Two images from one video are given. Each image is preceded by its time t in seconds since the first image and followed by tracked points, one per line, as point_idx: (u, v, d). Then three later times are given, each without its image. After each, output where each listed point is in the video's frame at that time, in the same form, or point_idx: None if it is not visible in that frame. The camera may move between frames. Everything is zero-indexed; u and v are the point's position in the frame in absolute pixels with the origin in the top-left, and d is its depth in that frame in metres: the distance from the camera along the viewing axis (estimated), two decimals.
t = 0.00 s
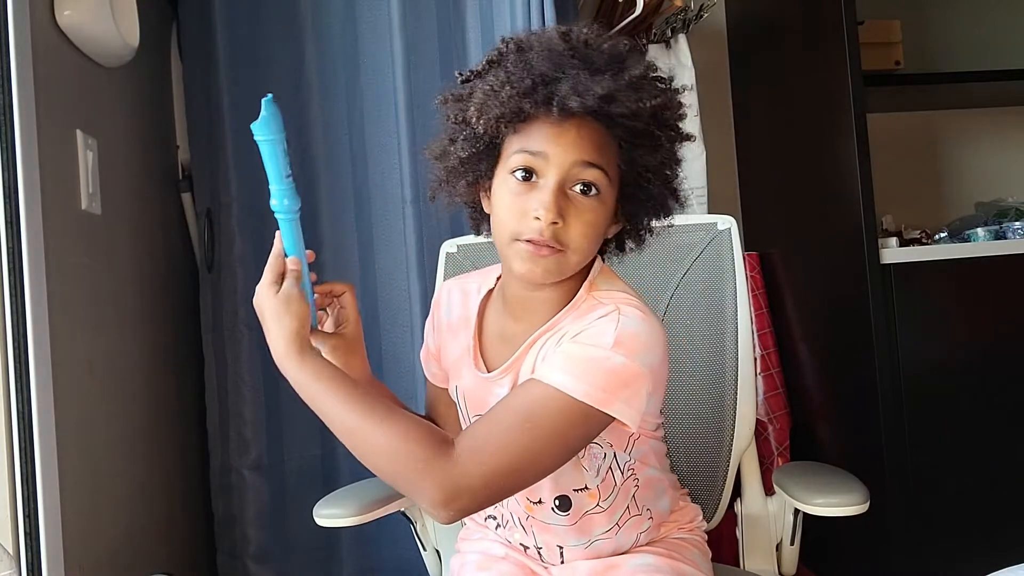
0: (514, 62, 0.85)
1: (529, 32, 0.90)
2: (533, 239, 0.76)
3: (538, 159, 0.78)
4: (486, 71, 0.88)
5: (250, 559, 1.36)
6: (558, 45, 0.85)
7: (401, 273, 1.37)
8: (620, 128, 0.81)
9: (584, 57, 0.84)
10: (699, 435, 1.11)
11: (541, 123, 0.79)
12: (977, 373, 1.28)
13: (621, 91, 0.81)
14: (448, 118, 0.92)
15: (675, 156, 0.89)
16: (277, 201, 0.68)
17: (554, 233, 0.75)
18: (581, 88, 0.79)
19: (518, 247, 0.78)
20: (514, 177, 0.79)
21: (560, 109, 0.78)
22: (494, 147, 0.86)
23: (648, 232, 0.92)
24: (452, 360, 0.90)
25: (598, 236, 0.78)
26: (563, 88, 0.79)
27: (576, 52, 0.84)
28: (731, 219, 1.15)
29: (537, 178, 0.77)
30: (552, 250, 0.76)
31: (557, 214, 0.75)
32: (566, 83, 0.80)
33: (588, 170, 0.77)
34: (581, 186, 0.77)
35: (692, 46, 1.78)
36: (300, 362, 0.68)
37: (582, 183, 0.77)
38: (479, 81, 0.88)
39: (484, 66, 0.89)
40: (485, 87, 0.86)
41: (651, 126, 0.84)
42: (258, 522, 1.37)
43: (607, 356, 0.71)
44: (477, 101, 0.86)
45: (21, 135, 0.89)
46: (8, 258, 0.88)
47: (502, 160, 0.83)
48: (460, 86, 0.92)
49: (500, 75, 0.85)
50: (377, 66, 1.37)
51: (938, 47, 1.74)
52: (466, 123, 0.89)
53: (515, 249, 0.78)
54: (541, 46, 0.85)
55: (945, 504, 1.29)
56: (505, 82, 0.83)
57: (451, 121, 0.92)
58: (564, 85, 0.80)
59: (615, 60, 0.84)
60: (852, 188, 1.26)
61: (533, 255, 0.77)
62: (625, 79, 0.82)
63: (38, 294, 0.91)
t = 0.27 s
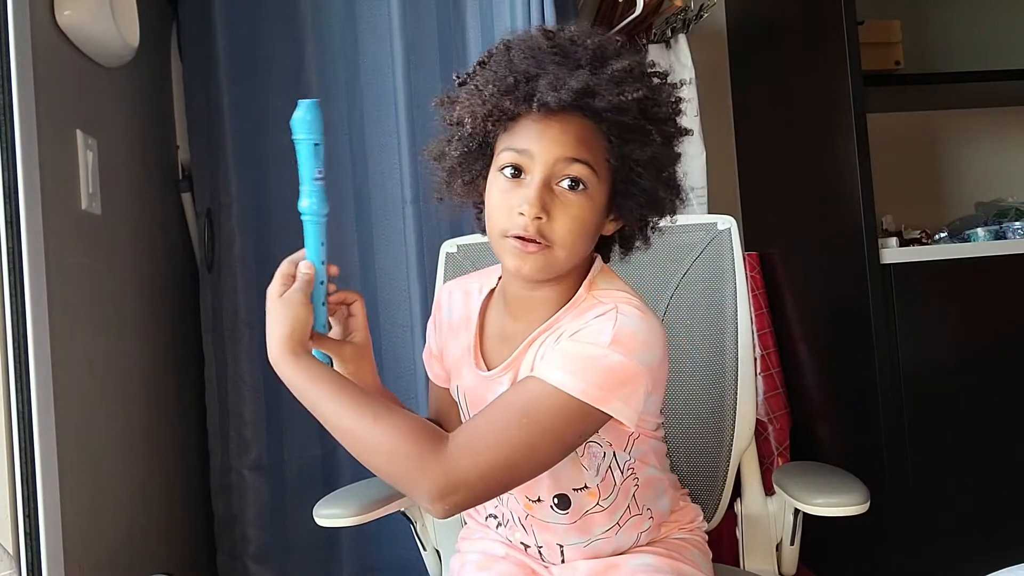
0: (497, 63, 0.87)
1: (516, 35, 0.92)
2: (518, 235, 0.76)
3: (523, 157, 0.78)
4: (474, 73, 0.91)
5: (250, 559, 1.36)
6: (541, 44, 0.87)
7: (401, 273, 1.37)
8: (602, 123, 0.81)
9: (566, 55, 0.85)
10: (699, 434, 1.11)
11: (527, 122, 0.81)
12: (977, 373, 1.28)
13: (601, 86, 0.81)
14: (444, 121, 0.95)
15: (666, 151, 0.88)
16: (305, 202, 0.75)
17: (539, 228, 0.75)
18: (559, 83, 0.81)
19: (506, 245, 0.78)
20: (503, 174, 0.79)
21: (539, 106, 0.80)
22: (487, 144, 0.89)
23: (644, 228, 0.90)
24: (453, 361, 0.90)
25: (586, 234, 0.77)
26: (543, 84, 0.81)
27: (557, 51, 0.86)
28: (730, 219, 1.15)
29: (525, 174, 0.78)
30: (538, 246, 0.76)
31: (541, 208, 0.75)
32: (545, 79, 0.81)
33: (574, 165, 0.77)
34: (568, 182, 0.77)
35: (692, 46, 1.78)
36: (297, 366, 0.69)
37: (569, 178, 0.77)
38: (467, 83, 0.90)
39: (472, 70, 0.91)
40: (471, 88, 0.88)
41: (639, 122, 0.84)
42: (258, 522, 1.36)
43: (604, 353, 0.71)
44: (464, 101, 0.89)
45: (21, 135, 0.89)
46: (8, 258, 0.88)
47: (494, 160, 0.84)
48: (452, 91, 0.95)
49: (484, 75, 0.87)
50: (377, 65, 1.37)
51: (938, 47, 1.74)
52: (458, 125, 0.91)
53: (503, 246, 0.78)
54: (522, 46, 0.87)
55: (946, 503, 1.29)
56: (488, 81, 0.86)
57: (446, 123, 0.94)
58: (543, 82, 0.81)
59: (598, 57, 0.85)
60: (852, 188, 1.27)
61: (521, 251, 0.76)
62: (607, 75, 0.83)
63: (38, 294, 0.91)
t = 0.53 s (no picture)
0: (491, 63, 0.88)
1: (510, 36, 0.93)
2: (515, 233, 0.76)
3: (518, 156, 0.78)
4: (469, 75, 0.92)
5: (250, 559, 1.36)
6: (533, 43, 0.87)
7: (401, 273, 1.37)
8: (596, 119, 0.81)
9: (559, 53, 0.86)
10: (699, 434, 1.11)
11: (522, 120, 0.81)
12: (977, 373, 1.28)
13: (593, 82, 0.82)
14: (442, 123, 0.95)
15: (662, 146, 0.88)
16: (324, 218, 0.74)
17: (536, 226, 0.75)
18: (551, 79, 0.81)
19: (504, 244, 0.78)
20: (499, 174, 0.80)
21: (532, 104, 0.80)
22: (484, 144, 0.89)
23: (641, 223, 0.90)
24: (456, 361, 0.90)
25: (584, 230, 0.77)
26: (534, 82, 0.81)
27: (549, 49, 0.86)
28: (730, 219, 1.15)
29: (520, 174, 0.78)
30: (536, 243, 0.76)
31: (536, 206, 0.75)
32: (537, 77, 0.82)
33: (569, 164, 0.77)
34: (563, 180, 0.77)
35: (692, 46, 1.78)
36: (310, 367, 0.69)
37: (564, 176, 0.77)
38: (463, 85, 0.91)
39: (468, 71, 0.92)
40: (466, 89, 0.89)
41: (634, 117, 0.84)
42: (258, 522, 1.36)
43: (612, 352, 0.71)
44: (460, 102, 0.89)
45: (21, 135, 0.89)
46: (9, 258, 0.88)
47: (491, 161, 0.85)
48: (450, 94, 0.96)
49: (478, 76, 0.88)
50: (377, 64, 1.37)
51: (938, 47, 1.74)
52: (455, 126, 0.92)
53: (501, 244, 0.78)
54: (515, 45, 0.88)
55: (946, 503, 1.29)
56: (482, 82, 0.87)
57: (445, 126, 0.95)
58: (536, 80, 0.82)
59: (592, 54, 0.85)
60: (852, 188, 1.27)
61: (518, 249, 0.76)
62: (600, 70, 0.83)
63: (38, 293, 0.91)
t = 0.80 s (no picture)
0: (489, 65, 0.88)
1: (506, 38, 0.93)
2: (517, 234, 0.76)
3: (519, 158, 0.78)
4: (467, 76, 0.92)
5: (250, 559, 1.36)
6: (531, 43, 0.87)
7: (401, 273, 1.37)
8: (595, 118, 0.81)
9: (556, 53, 0.86)
10: (700, 434, 1.11)
11: (522, 121, 0.81)
12: (977, 373, 1.28)
13: (592, 81, 0.82)
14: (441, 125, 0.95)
15: (661, 144, 0.88)
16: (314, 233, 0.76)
17: (538, 226, 0.75)
18: (551, 79, 0.81)
19: (506, 246, 0.78)
20: (500, 176, 0.80)
21: (532, 104, 0.80)
22: (484, 146, 0.89)
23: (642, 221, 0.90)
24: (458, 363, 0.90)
25: (586, 229, 0.77)
26: (533, 82, 0.82)
27: (547, 49, 0.86)
28: (731, 219, 1.15)
29: (521, 175, 0.78)
30: (538, 244, 0.76)
31: (538, 207, 0.75)
32: (536, 77, 0.82)
33: (569, 164, 0.77)
34: (564, 180, 0.77)
35: (692, 46, 1.78)
36: (314, 380, 0.68)
37: (565, 177, 0.77)
38: (462, 86, 0.91)
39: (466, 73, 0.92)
40: (466, 90, 0.89)
41: (633, 115, 0.85)
42: (258, 522, 1.36)
43: (620, 353, 0.71)
44: (459, 103, 0.89)
45: (21, 136, 0.89)
46: (9, 258, 0.88)
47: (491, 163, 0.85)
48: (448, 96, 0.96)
49: (476, 77, 0.88)
50: (376, 64, 1.37)
51: (938, 47, 1.74)
52: (455, 128, 0.91)
53: (504, 246, 0.78)
54: (512, 46, 0.88)
55: (946, 503, 1.29)
56: (481, 83, 0.87)
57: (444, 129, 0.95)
58: (535, 80, 0.82)
59: (589, 53, 0.86)
60: (852, 188, 1.27)
61: (520, 249, 0.76)
62: (599, 69, 0.83)
63: (38, 294, 0.90)
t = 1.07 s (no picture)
0: (484, 66, 0.88)
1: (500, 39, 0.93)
2: (516, 234, 0.76)
3: (516, 159, 0.78)
4: (463, 77, 0.92)
5: (250, 559, 1.36)
6: (525, 43, 0.87)
7: (401, 273, 1.37)
8: (591, 115, 0.81)
9: (551, 52, 0.86)
10: (699, 434, 1.11)
11: (519, 120, 0.81)
12: (978, 373, 1.28)
13: (589, 79, 0.82)
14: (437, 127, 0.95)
15: (658, 140, 0.88)
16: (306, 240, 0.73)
17: (537, 225, 0.75)
18: (547, 78, 0.81)
19: (505, 246, 0.78)
20: (497, 176, 0.80)
21: (529, 104, 0.80)
22: (481, 147, 0.89)
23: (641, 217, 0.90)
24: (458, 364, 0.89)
25: (585, 227, 0.77)
26: (530, 81, 0.81)
27: (542, 49, 0.86)
28: (731, 219, 1.15)
29: (519, 174, 0.78)
30: (537, 243, 0.76)
31: (537, 206, 0.75)
32: (532, 76, 0.82)
33: (567, 162, 0.77)
34: (562, 178, 0.77)
35: (692, 46, 1.78)
36: (362, 393, 0.63)
37: (563, 175, 0.77)
38: (458, 88, 0.91)
39: (461, 74, 0.92)
40: (462, 91, 0.89)
41: (629, 112, 0.85)
42: (258, 522, 1.36)
43: (629, 358, 0.71)
44: (455, 104, 0.89)
45: (21, 136, 0.89)
46: (8, 259, 0.88)
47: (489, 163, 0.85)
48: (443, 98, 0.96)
49: (472, 78, 0.88)
50: (376, 63, 1.37)
51: (939, 47, 1.74)
52: (451, 129, 0.91)
53: (503, 246, 0.78)
54: (508, 46, 0.88)
55: (946, 503, 1.29)
56: (477, 84, 0.87)
57: (440, 131, 0.95)
58: (531, 79, 0.82)
59: (584, 52, 0.86)
60: (852, 188, 1.27)
61: (520, 249, 0.76)
62: (595, 68, 0.83)
63: (38, 294, 0.90)
